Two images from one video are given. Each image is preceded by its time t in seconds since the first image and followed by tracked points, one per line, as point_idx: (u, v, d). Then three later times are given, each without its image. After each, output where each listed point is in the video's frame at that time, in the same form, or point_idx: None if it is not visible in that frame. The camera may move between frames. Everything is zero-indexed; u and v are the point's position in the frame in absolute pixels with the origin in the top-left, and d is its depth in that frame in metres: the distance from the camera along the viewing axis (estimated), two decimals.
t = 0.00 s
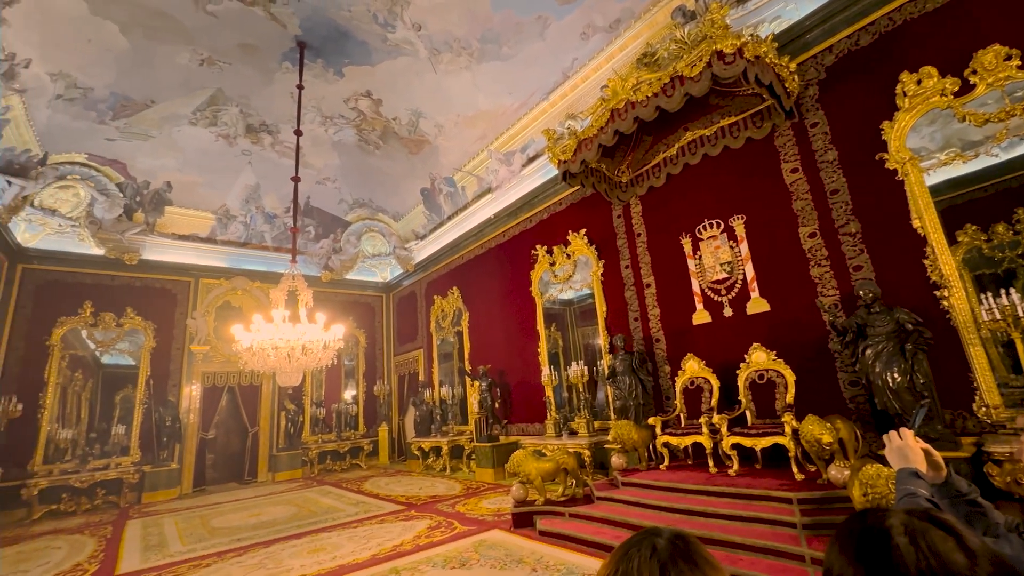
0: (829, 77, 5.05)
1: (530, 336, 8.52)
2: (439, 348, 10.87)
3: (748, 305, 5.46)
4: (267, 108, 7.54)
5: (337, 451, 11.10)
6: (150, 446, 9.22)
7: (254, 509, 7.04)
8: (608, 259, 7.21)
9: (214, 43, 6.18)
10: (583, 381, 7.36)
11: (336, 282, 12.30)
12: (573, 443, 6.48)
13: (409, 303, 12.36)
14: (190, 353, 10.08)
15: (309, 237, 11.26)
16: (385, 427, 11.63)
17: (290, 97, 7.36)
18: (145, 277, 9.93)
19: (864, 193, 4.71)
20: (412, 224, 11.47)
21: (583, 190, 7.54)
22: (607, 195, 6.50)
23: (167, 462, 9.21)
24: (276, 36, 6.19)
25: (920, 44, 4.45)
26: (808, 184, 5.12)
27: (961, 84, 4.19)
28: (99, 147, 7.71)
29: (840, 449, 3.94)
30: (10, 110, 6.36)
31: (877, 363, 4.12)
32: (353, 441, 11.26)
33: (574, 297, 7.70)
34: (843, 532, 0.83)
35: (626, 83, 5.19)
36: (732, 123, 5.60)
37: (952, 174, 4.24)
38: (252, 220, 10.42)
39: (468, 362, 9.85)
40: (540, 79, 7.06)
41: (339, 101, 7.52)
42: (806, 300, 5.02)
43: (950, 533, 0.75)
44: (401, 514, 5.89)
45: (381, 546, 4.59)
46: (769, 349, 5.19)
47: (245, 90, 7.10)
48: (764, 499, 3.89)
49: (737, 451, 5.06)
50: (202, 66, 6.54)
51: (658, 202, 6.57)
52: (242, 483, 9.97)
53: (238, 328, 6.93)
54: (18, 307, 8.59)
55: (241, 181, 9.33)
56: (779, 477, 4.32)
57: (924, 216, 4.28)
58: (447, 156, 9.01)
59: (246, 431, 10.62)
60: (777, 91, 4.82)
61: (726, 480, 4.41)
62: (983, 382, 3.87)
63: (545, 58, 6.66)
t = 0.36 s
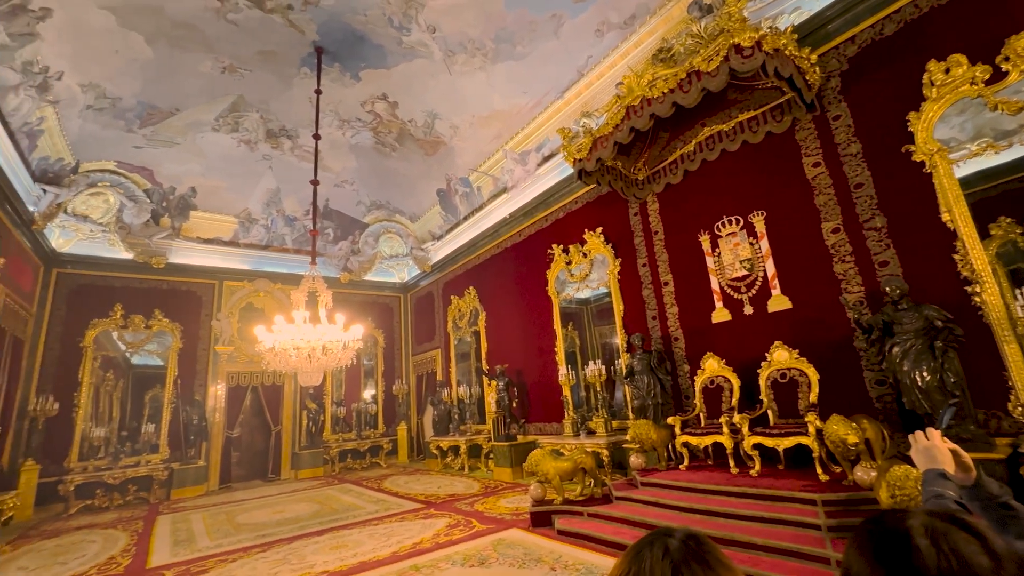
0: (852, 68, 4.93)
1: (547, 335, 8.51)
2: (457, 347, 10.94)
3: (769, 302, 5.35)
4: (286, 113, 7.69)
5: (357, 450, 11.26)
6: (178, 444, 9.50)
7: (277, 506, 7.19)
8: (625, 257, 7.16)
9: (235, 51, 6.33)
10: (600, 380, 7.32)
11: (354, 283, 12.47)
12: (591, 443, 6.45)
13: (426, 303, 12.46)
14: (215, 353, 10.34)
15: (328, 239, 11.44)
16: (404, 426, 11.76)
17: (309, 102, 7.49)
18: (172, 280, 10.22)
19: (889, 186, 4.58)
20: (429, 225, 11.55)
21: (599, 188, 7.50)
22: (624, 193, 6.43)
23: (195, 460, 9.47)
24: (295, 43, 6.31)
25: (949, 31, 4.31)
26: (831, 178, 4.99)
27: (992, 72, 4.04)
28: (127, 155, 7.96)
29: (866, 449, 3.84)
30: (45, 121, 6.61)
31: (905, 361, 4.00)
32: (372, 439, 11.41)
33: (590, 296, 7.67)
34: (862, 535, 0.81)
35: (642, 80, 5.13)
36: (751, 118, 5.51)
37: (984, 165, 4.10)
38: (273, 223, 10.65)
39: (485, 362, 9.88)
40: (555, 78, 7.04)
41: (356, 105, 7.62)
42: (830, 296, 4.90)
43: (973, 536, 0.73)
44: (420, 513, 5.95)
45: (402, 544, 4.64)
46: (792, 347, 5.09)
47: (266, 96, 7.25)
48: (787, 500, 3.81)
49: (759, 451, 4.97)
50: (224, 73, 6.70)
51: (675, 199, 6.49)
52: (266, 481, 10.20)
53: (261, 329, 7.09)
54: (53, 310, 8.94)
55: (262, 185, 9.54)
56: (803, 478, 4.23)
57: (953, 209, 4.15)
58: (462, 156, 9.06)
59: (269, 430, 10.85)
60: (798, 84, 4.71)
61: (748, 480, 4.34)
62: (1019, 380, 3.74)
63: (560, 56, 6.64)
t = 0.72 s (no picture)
0: (873, 56, 4.79)
1: (562, 333, 8.48)
2: (472, 346, 10.99)
3: (789, 298, 5.26)
4: (302, 116, 7.80)
5: (376, 448, 11.40)
6: (203, 442, 9.75)
7: (299, 503, 7.33)
8: (640, 253, 7.09)
9: (252, 57, 6.44)
10: (616, 377, 7.28)
11: (371, 283, 12.61)
12: (608, 441, 6.43)
13: (442, 302, 12.53)
14: (237, 353, 10.57)
15: (344, 240, 11.58)
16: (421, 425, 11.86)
17: (324, 105, 7.59)
18: (195, 283, 10.48)
19: (914, 177, 4.45)
20: (443, 224, 11.61)
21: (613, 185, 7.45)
22: (638, 189, 6.37)
23: (219, 458, 9.71)
24: (310, 47, 6.40)
25: (975, 16, 4.17)
26: (852, 169, 4.87)
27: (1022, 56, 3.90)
28: (151, 161, 8.19)
29: (892, 447, 3.74)
30: (72, 130, 6.83)
31: (932, 357, 3.89)
32: (390, 438, 11.53)
33: (606, 293, 7.62)
34: (881, 535, 0.80)
35: (655, 74, 5.06)
36: (768, 110, 5.42)
37: (1014, 153, 3.95)
38: (291, 225, 10.84)
39: (501, 360, 9.90)
40: (567, 74, 7.00)
41: (370, 107, 7.70)
42: (852, 291, 4.79)
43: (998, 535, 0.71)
44: (438, 510, 6.00)
45: (420, 541, 4.70)
46: (813, 344, 4.99)
47: (282, 100, 7.37)
48: (808, 499, 3.75)
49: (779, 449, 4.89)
50: (242, 79, 6.82)
51: (691, 194, 6.40)
52: (287, 478, 10.40)
53: (280, 330, 7.22)
54: (83, 312, 9.24)
55: (280, 188, 9.71)
56: (826, 476, 4.15)
57: (982, 199, 4.02)
58: (476, 155, 9.08)
59: (290, 428, 11.06)
60: (816, 74, 4.60)
61: (769, 479, 4.27)
62: None
63: (572, 52, 6.60)
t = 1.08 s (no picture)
0: (902, 41, 4.63)
1: (581, 331, 8.44)
2: (492, 344, 11.02)
3: (815, 292, 5.12)
4: (321, 120, 7.94)
5: (398, 445, 11.56)
6: (232, 440, 10.02)
7: (324, 500, 7.48)
8: (660, 249, 7.00)
9: (273, 63, 6.58)
10: (637, 375, 7.21)
11: (391, 283, 12.77)
12: (629, 438, 6.38)
13: (461, 301, 12.60)
14: (263, 353, 10.84)
15: (364, 241, 11.75)
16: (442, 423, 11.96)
17: (342, 108, 7.70)
18: (222, 285, 10.77)
19: (947, 165, 4.29)
20: (461, 224, 11.66)
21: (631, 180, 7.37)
22: (657, 184, 6.29)
23: (247, 455, 9.98)
24: (328, 51, 6.50)
25: None
26: (881, 159, 4.71)
27: None
28: (178, 167, 8.44)
29: (926, 446, 3.62)
30: (104, 140, 7.09)
31: (968, 352, 3.74)
32: (412, 436, 11.67)
33: (625, 290, 7.56)
34: (906, 533, 0.77)
35: (673, 67, 4.99)
36: (790, 100, 5.30)
37: None
38: (312, 226, 11.05)
39: (520, 358, 9.91)
40: (583, 70, 6.93)
41: (387, 108, 7.78)
42: (882, 285, 4.64)
43: None
44: (460, 507, 6.06)
45: (442, 537, 4.74)
46: (841, 339, 4.86)
47: (302, 105, 7.51)
48: (838, 499, 3.65)
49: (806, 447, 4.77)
50: (263, 85, 6.98)
51: (711, 188, 6.29)
52: (313, 475, 10.64)
53: (303, 330, 7.37)
54: (117, 315, 9.59)
55: (301, 190, 9.91)
56: (855, 475, 4.04)
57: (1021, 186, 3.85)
58: (492, 154, 9.10)
59: (314, 426, 11.29)
60: (841, 61, 4.46)
61: (795, 478, 4.18)
62: None
63: (588, 48, 6.54)
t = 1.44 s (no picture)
0: (930, 24, 4.47)
1: (599, 328, 8.39)
2: (510, 342, 11.04)
3: (840, 286, 4.99)
4: (338, 123, 8.05)
5: (418, 443, 11.68)
6: (257, 438, 10.26)
7: (347, 497, 7.61)
8: (678, 245, 6.91)
9: (290, 68, 6.69)
10: (656, 372, 7.14)
11: (409, 283, 12.89)
12: (649, 436, 6.32)
13: (478, 300, 12.64)
14: (285, 353, 11.07)
15: (382, 241, 11.88)
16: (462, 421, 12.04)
17: (359, 111, 7.80)
18: (245, 287, 11.03)
19: (979, 153, 4.13)
20: (477, 223, 11.69)
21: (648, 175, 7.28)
22: (674, 179, 6.20)
23: (272, 452, 10.21)
24: (343, 55, 6.58)
25: None
26: (908, 147, 4.56)
27: None
28: (202, 173, 8.67)
29: (960, 443, 3.49)
30: (132, 148, 7.32)
31: (1004, 345, 3.60)
32: (432, 434, 11.78)
33: (643, 286, 7.48)
34: (934, 531, 0.75)
35: (690, 59, 4.92)
36: (812, 89, 5.17)
37: None
38: (331, 228, 11.23)
39: (538, 356, 9.91)
40: (597, 65, 6.86)
41: (402, 110, 7.84)
42: (911, 277, 4.50)
43: None
44: (480, 505, 6.10)
45: (463, 534, 4.78)
46: (868, 334, 4.73)
47: (320, 109, 7.64)
48: (867, 498, 3.56)
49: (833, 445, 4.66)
50: (282, 90, 7.10)
51: (730, 181, 6.18)
52: (336, 472, 10.83)
53: (324, 330, 7.50)
54: (147, 318, 9.91)
55: (320, 193, 10.08)
56: (885, 474, 3.93)
57: None
58: (507, 152, 9.10)
59: (337, 425, 11.48)
60: (866, 47, 4.31)
61: (821, 477, 4.08)
62: None
63: (602, 43, 6.47)
